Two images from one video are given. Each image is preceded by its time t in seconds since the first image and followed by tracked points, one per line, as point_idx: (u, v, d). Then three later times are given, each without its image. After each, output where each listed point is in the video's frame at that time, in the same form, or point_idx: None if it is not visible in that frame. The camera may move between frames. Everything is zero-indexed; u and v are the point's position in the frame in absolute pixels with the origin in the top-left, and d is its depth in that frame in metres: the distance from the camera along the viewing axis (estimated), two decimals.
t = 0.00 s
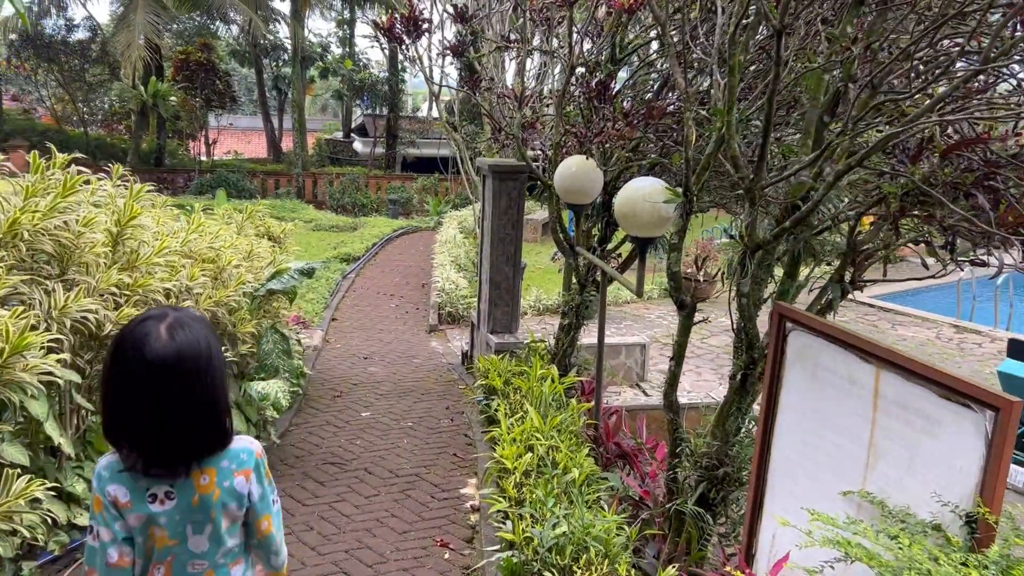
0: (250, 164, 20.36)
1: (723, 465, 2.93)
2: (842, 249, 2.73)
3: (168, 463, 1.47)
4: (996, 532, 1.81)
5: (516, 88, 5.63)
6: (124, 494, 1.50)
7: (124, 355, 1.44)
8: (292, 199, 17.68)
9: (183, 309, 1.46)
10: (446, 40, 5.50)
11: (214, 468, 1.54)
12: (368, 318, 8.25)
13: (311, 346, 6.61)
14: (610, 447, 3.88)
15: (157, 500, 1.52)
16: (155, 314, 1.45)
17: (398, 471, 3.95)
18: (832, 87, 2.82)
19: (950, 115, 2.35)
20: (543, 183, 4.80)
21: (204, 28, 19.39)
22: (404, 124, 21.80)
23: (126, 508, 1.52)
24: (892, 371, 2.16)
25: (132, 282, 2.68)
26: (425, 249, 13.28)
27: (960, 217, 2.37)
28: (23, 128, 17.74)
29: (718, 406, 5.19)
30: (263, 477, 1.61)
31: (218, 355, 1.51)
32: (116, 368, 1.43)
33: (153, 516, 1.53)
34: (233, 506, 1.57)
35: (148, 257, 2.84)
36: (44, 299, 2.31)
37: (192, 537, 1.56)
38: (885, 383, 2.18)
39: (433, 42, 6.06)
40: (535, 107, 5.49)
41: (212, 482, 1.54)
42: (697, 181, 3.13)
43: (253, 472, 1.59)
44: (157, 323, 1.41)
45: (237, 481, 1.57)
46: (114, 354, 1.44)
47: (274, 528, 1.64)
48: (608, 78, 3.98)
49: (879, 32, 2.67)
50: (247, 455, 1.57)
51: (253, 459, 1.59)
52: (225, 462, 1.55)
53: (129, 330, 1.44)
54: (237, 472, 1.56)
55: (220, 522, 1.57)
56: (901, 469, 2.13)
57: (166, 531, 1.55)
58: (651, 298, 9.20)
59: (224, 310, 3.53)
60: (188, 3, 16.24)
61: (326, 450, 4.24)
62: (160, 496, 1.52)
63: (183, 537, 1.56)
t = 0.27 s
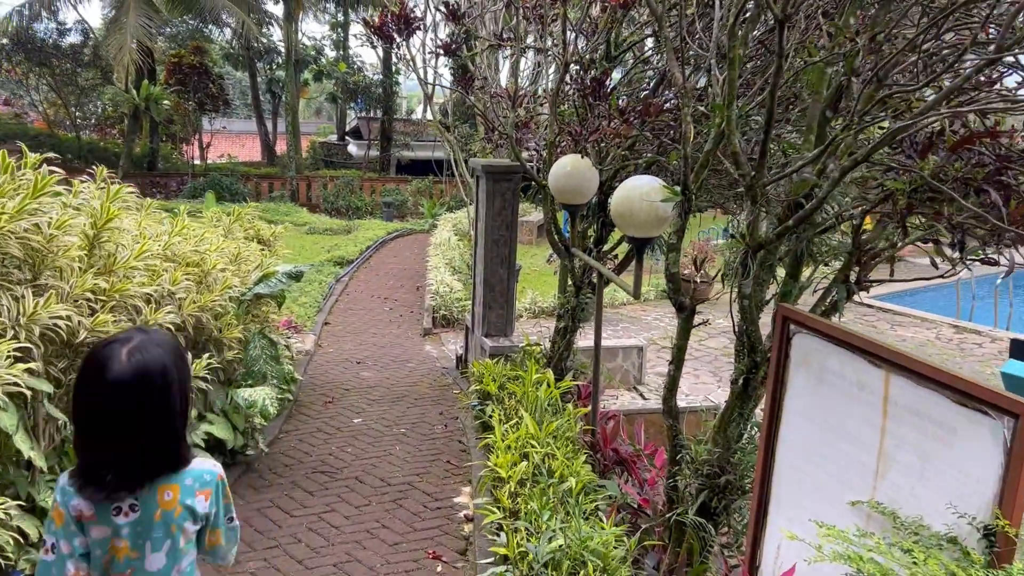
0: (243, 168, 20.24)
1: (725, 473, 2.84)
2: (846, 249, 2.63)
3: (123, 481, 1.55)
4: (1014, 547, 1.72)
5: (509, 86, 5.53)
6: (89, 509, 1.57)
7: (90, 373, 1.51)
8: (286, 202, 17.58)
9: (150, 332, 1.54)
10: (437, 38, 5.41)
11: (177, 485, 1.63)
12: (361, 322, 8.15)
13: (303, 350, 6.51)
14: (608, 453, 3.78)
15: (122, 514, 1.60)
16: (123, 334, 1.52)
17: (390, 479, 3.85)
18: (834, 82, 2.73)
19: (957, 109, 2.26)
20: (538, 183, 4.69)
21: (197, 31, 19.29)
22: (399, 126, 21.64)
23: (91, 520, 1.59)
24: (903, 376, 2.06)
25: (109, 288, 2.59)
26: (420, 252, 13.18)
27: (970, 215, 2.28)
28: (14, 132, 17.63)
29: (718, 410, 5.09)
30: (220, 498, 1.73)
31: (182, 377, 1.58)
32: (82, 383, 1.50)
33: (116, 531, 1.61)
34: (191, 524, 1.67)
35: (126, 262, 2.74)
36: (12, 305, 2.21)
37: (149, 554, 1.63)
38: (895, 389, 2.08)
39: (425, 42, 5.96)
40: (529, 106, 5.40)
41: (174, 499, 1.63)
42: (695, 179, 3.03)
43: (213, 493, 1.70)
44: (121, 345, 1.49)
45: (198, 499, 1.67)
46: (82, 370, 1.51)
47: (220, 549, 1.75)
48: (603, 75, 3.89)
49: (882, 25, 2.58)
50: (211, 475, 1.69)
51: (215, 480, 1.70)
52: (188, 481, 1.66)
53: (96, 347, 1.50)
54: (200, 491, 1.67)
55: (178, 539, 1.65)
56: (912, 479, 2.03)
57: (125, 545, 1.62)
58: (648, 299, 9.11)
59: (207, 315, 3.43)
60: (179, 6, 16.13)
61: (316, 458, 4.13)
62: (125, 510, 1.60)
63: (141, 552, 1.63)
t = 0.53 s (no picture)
0: (237, 176, 20.14)
1: (725, 491, 2.73)
2: (849, 258, 2.53)
3: (95, 468, 1.55)
4: None
5: (502, 93, 5.45)
6: (53, 480, 1.60)
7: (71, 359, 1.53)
8: (279, 211, 17.47)
9: (129, 324, 1.56)
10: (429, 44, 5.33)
11: (138, 475, 1.59)
12: (354, 331, 8.05)
13: (293, 361, 6.40)
14: (603, 468, 3.66)
15: (81, 492, 1.60)
16: (105, 324, 1.54)
17: (380, 496, 3.74)
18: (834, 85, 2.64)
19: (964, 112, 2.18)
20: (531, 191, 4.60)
21: (191, 40, 19.23)
22: (394, 135, 21.55)
23: (53, 492, 1.61)
24: (912, 391, 1.96)
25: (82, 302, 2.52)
26: (414, 260, 13.09)
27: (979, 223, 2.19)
28: (6, 141, 17.53)
29: (716, 421, 4.98)
30: (181, 500, 1.63)
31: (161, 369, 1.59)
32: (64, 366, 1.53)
33: (74, 507, 1.61)
34: (147, 519, 1.60)
35: (101, 274, 2.67)
36: None
37: (103, 537, 1.61)
38: (903, 404, 1.99)
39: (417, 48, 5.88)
40: (522, 112, 5.31)
41: (133, 488, 1.59)
42: (692, 185, 2.93)
43: (175, 489, 1.62)
44: (99, 334, 1.50)
45: (155, 494, 1.60)
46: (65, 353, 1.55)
47: (187, 554, 1.64)
48: (596, 79, 3.80)
49: (884, 26, 2.50)
50: (171, 470, 1.62)
51: (177, 477, 1.63)
52: (149, 473, 1.60)
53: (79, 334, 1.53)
54: (157, 485, 1.60)
55: (132, 529, 1.60)
56: (922, 500, 1.92)
57: (81, 523, 1.61)
58: (644, 308, 9.02)
59: (190, 327, 3.33)
60: (172, 14, 16.05)
61: (304, 474, 4.02)
62: (84, 490, 1.59)
63: (97, 534, 1.62)
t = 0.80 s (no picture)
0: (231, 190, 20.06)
1: (726, 517, 2.64)
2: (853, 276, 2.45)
3: (86, 484, 1.60)
4: None
5: (496, 106, 5.38)
6: (49, 504, 1.64)
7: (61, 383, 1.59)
8: (273, 225, 17.39)
9: (113, 348, 1.61)
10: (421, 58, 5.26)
11: (128, 493, 1.64)
12: (346, 347, 7.95)
13: (284, 378, 6.30)
14: (600, 491, 3.56)
15: (76, 513, 1.65)
16: (92, 348, 1.60)
17: (370, 520, 3.63)
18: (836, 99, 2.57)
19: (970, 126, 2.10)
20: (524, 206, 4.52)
21: (185, 54, 19.20)
22: (388, 149, 21.50)
23: (50, 516, 1.66)
24: (921, 416, 1.78)
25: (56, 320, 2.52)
26: (408, 275, 13.00)
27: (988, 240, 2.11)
28: None
29: (714, 440, 4.89)
30: (172, 516, 1.68)
31: (146, 392, 1.64)
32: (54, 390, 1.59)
33: (70, 530, 1.65)
34: (142, 537, 1.65)
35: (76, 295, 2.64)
36: None
37: (101, 556, 1.65)
38: (911, 430, 1.80)
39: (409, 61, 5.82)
40: (516, 126, 5.24)
41: (124, 506, 1.64)
42: (690, 201, 2.85)
43: (164, 505, 1.67)
44: (86, 357, 1.56)
45: (146, 512, 1.65)
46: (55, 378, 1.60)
47: (183, 565, 1.68)
48: (591, 93, 3.73)
49: (886, 38, 2.43)
50: (160, 488, 1.67)
51: (166, 494, 1.68)
52: (137, 491, 1.65)
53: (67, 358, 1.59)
54: (145, 502, 1.65)
55: (128, 546, 1.65)
56: (934, 536, 1.74)
57: (78, 545, 1.66)
58: (640, 322, 8.93)
59: (173, 347, 3.23)
60: (166, 29, 16.01)
61: (292, 497, 3.91)
62: (77, 511, 1.64)
63: (94, 554, 1.66)
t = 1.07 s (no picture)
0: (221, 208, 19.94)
1: (730, 548, 2.52)
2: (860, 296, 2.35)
3: (71, 513, 1.60)
4: None
5: (488, 123, 5.31)
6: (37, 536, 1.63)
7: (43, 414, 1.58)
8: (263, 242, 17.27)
9: (98, 380, 1.60)
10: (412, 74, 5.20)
11: (116, 521, 1.65)
12: (336, 367, 7.82)
13: (272, 399, 6.17)
14: (597, 518, 3.41)
15: (64, 544, 1.64)
16: (74, 380, 1.58)
17: (359, 549, 3.50)
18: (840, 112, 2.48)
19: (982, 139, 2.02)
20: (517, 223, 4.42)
21: (176, 72, 19.14)
22: (380, 166, 21.43)
23: (37, 548, 1.65)
24: (943, 447, 1.47)
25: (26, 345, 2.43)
26: (400, 293, 12.89)
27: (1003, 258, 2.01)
28: None
29: (712, 462, 4.78)
30: (162, 537, 1.70)
31: (130, 422, 1.63)
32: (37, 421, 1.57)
33: (59, 559, 1.65)
34: (133, 561, 1.67)
35: (47, 316, 2.55)
36: None
37: None
38: (931, 463, 1.49)
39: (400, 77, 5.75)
40: (508, 143, 5.17)
41: (114, 534, 1.64)
42: (689, 219, 2.75)
43: (153, 529, 1.69)
44: (69, 389, 1.55)
45: (136, 537, 1.66)
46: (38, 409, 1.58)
47: None
48: (585, 108, 3.65)
49: (891, 50, 2.35)
50: (148, 512, 1.68)
51: (154, 517, 1.69)
52: (125, 518, 1.65)
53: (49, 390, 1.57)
54: (135, 528, 1.66)
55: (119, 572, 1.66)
56: None
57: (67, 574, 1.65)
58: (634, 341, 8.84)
59: (153, 370, 3.12)
60: (156, 46, 15.96)
61: (277, 524, 3.77)
62: (67, 541, 1.64)
63: None
